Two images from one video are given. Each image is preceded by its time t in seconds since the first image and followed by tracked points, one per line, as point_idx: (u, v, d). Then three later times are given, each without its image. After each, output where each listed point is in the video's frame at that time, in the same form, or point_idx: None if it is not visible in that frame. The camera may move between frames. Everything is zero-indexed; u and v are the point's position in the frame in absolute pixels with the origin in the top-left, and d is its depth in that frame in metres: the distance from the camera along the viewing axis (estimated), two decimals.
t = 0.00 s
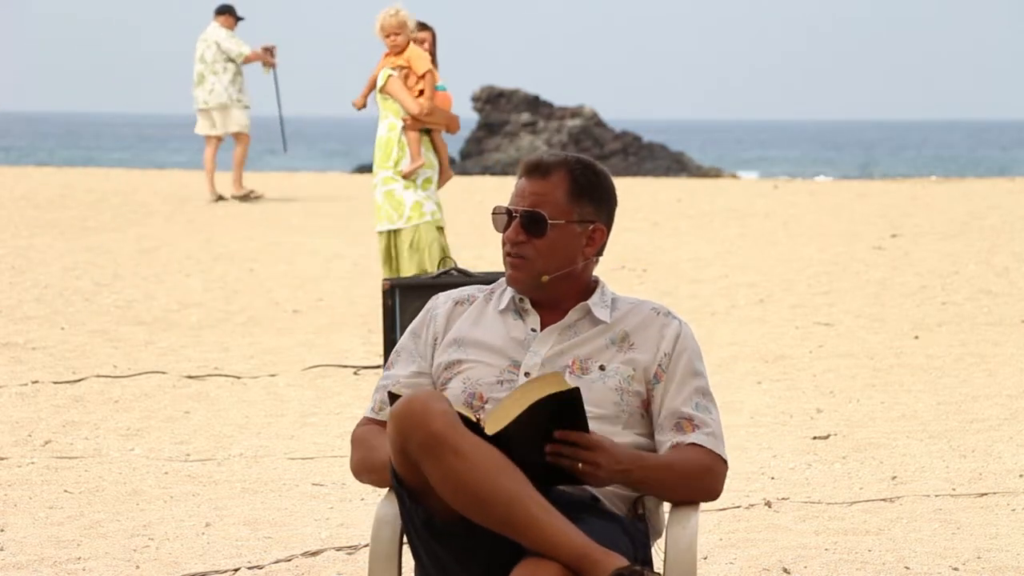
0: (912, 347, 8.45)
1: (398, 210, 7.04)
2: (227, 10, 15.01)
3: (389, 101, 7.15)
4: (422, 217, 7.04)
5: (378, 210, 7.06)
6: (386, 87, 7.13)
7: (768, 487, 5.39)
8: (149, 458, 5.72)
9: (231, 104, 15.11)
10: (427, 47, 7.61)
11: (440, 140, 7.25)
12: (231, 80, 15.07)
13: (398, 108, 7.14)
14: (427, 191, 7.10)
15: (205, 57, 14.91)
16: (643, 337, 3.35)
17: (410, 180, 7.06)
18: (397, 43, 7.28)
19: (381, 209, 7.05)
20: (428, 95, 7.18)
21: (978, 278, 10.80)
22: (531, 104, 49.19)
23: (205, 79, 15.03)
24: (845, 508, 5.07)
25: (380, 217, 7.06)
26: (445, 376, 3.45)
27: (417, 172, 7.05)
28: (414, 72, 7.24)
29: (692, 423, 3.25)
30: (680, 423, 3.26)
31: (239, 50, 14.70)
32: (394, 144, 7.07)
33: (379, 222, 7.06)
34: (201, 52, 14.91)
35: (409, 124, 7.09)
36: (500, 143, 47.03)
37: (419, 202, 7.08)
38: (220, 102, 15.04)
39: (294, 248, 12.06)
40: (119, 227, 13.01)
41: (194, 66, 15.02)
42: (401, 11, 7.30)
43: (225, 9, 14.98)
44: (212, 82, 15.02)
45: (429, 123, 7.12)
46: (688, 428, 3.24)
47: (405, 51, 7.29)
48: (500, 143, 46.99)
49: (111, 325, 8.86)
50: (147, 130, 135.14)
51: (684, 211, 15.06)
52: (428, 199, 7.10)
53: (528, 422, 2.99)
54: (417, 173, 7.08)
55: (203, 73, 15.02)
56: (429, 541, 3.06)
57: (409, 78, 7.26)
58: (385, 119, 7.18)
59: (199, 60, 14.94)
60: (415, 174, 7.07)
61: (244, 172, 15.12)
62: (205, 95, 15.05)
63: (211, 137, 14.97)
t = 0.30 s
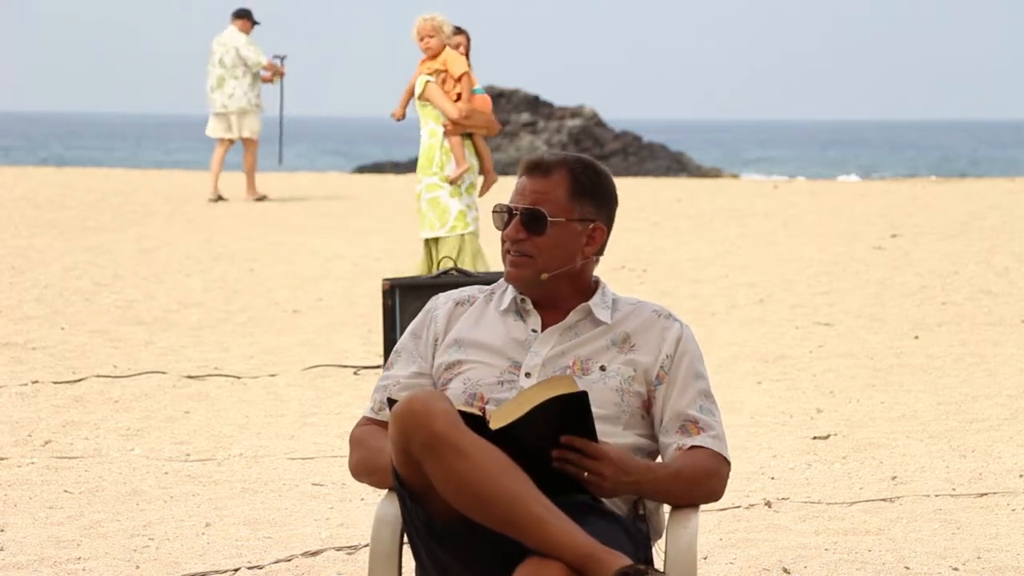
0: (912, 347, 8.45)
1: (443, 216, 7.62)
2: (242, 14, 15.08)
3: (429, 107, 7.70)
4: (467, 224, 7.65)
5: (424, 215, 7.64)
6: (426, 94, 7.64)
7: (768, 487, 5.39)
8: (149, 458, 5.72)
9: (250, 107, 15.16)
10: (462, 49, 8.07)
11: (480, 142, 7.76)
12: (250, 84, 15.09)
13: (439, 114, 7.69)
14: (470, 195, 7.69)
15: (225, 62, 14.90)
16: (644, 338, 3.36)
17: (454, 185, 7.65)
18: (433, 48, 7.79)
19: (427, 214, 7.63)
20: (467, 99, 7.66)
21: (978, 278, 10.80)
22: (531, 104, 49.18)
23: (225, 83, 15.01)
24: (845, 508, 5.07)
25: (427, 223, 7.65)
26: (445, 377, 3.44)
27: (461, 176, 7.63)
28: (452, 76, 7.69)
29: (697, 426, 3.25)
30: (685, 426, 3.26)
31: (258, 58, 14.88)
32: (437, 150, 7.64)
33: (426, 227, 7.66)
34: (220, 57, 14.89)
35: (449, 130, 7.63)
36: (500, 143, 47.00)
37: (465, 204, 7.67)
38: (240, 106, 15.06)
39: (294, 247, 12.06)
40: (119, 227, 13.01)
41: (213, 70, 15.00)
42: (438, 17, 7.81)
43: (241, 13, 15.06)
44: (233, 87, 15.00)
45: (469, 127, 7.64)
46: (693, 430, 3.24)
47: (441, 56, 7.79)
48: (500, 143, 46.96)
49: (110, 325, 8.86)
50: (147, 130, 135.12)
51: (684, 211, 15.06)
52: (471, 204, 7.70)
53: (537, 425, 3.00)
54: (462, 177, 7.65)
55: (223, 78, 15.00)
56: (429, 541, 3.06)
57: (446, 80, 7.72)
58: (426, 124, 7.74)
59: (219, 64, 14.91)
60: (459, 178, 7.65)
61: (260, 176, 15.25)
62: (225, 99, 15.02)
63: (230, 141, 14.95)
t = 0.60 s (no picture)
0: (912, 347, 8.45)
1: (469, 212, 7.39)
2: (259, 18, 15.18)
3: (468, 102, 7.64)
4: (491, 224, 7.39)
5: (450, 211, 7.41)
6: (467, 87, 7.61)
7: (768, 487, 5.39)
8: (149, 458, 5.72)
9: (269, 108, 15.06)
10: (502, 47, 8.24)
11: (518, 144, 7.66)
12: (269, 84, 15.06)
13: (478, 109, 7.62)
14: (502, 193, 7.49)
15: (244, 61, 14.94)
16: (644, 339, 3.36)
17: (486, 181, 7.44)
18: (474, 43, 7.88)
19: (453, 209, 7.41)
20: (509, 96, 7.63)
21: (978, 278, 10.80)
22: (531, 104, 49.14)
23: (245, 83, 15.00)
24: (845, 508, 5.07)
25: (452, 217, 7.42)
26: (445, 377, 3.44)
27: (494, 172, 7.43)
28: (495, 71, 7.77)
29: (697, 426, 3.25)
30: (685, 426, 3.26)
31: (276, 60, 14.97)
32: (474, 145, 7.50)
33: (450, 222, 7.41)
34: (239, 56, 14.94)
35: (488, 125, 7.53)
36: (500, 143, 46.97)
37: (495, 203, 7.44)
38: (260, 105, 14.96)
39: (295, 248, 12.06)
40: (118, 227, 13.01)
41: (232, 70, 15.02)
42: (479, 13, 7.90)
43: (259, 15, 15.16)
44: (252, 86, 14.98)
45: (508, 123, 7.56)
46: (693, 430, 3.24)
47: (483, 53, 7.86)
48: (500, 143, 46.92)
49: (110, 325, 8.86)
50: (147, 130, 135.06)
51: (684, 211, 15.06)
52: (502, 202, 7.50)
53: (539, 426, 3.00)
54: (495, 173, 7.46)
55: (242, 77, 15.01)
56: (433, 540, 3.07)
57: (489, 75, 7.78)
58: (464, 121, 7.67)
59: (238, 63, 14.94)
60: (492, 175, 7.45)
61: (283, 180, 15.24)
62: (244, 98, 14.99)
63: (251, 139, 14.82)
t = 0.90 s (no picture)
0: (912, 347, 8.45)
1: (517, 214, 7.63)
2: (271, 17, 15.12)
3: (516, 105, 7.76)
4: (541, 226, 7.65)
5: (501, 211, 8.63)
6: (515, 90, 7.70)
7: (768, 487, 5.39)
8: (149, 458, 5.72)
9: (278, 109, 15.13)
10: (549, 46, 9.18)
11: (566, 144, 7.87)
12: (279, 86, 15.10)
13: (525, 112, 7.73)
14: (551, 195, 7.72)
15: (256, 62, 14.89)
16: (643, 340, 3.36)
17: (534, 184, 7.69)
18: (524, 48, 8.77)
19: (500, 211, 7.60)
20: (560, 99, 8.68)
21: (978, 279, 10.80)
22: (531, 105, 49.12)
23: (256, 83, 14.99)
24: (845, 508, 5.07)
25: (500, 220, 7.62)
26: (445, 378, 3.44)
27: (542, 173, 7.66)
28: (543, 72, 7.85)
29: (696, 427, 3.25)
30: (684, 426, 3.26)
31: (289, 61, 14.99)
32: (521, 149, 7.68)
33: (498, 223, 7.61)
34: (252, 57, 14.87)
35: (539, 129, 8.64)
36: (500, 143, 46.96)
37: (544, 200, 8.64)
38: (270, 107, 15.01)
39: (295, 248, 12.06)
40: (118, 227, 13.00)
41: (243, 70, 14.95)
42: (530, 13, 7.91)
43: (270, 15, 15.11)
44: (263, 87, 14.98)
45: (558, 126, 8.63)
46: (692, 431, 3.25)
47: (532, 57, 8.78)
48: (500, 143, 46.91)
49: (110, 325, 8.86)
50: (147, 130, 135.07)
51: (684, 211, 15.06)
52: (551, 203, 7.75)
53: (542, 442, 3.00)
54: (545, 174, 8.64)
55: (254, 78, 14.96)
56: (433, 543, 3.06)
57: (539, 79, 8.76)
58: (514, 123, 8.70)
59: (250, 64, 14.89)
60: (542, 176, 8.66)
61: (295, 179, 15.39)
62: (255, 99, 15.01)
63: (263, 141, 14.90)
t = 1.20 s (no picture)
0: (912, 347, 8.45)
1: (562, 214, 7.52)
2: (279, 16, 15.12)
3: (557, 103, 7.59)
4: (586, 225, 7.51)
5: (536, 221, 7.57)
6: (555, 89, 7.58)
7: (768, 487, 5.39)
8: (149, 458, 5.72)
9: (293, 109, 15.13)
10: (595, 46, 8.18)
11: (608, 143, 7.64)
12: (292, 86, 15.14)
13: (566, 111, 7.54)
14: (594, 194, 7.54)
15: (269, 63, 14.93)
16: (643, 340, 3.36)
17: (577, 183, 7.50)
18: (562, 41, 7.79)
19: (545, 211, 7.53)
20: (597, 96, 7.58)
21: (978, 279, 10.80)
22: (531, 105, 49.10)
23: (270, 84, 15.02)
24: (845, 508, 5.07)
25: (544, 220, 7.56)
26: (445, 379, 3.44)
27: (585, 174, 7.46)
28: (582, 69, 7.75)
29: (695, 427, 3.25)
30: (683, 426, 3.26)
31: (303, 59, 14.96)
32: (564, 146, 7.45)
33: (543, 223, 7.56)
34: (265, 58, 14.94)
35: (574, 128, 7.48)
36: (500, 143, 46.98)
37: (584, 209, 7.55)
38: (285, 107, 15.04)
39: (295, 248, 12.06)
40: (118, 227, 13.00)
41: (257, 72, 15.03)
42: (569, 11, 7.81)
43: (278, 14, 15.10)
44: (277, 88, 15.02)
45: (596, 124, 7.49)
46: (690, 431, 3.25)
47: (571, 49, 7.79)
48: (500, 143, 46.93)
49: (110, 325, 8.86)
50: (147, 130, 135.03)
51: (684, 211, 15.06)
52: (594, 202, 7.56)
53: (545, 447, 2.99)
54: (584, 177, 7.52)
55: (267, 79, 15.02)
56: (432, 542, 3.06)
57: (577, 73, 7.75)
58: (553, 121, 7.57)
59: (263, 65, 14.93)
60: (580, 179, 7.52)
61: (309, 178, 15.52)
62: (269, 100, 15.03)
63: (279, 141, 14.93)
